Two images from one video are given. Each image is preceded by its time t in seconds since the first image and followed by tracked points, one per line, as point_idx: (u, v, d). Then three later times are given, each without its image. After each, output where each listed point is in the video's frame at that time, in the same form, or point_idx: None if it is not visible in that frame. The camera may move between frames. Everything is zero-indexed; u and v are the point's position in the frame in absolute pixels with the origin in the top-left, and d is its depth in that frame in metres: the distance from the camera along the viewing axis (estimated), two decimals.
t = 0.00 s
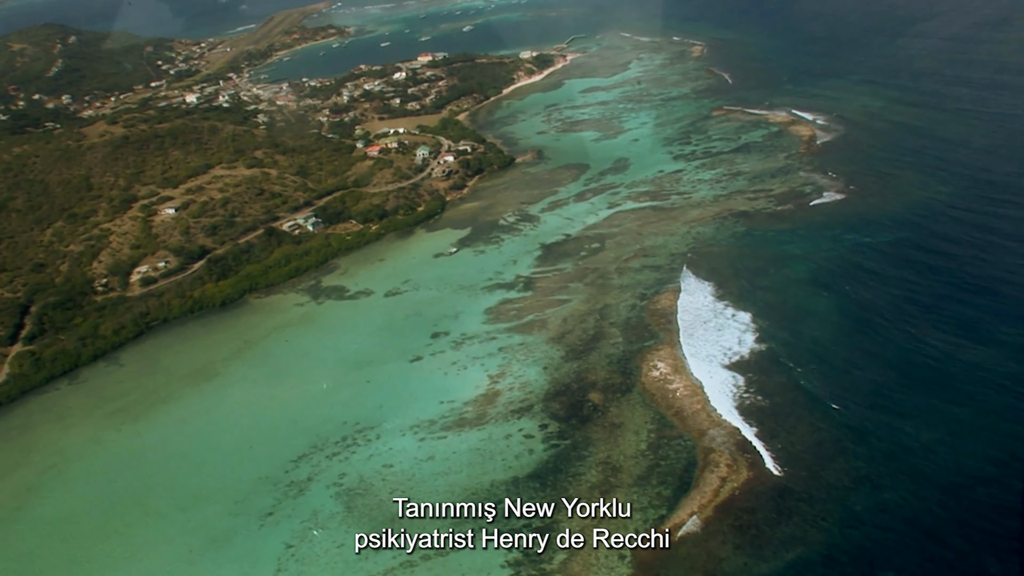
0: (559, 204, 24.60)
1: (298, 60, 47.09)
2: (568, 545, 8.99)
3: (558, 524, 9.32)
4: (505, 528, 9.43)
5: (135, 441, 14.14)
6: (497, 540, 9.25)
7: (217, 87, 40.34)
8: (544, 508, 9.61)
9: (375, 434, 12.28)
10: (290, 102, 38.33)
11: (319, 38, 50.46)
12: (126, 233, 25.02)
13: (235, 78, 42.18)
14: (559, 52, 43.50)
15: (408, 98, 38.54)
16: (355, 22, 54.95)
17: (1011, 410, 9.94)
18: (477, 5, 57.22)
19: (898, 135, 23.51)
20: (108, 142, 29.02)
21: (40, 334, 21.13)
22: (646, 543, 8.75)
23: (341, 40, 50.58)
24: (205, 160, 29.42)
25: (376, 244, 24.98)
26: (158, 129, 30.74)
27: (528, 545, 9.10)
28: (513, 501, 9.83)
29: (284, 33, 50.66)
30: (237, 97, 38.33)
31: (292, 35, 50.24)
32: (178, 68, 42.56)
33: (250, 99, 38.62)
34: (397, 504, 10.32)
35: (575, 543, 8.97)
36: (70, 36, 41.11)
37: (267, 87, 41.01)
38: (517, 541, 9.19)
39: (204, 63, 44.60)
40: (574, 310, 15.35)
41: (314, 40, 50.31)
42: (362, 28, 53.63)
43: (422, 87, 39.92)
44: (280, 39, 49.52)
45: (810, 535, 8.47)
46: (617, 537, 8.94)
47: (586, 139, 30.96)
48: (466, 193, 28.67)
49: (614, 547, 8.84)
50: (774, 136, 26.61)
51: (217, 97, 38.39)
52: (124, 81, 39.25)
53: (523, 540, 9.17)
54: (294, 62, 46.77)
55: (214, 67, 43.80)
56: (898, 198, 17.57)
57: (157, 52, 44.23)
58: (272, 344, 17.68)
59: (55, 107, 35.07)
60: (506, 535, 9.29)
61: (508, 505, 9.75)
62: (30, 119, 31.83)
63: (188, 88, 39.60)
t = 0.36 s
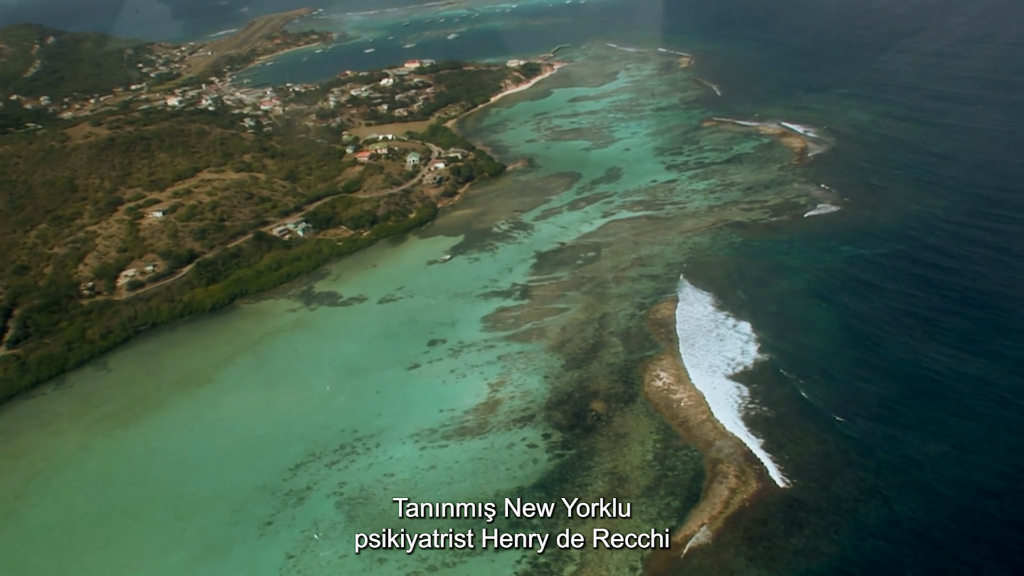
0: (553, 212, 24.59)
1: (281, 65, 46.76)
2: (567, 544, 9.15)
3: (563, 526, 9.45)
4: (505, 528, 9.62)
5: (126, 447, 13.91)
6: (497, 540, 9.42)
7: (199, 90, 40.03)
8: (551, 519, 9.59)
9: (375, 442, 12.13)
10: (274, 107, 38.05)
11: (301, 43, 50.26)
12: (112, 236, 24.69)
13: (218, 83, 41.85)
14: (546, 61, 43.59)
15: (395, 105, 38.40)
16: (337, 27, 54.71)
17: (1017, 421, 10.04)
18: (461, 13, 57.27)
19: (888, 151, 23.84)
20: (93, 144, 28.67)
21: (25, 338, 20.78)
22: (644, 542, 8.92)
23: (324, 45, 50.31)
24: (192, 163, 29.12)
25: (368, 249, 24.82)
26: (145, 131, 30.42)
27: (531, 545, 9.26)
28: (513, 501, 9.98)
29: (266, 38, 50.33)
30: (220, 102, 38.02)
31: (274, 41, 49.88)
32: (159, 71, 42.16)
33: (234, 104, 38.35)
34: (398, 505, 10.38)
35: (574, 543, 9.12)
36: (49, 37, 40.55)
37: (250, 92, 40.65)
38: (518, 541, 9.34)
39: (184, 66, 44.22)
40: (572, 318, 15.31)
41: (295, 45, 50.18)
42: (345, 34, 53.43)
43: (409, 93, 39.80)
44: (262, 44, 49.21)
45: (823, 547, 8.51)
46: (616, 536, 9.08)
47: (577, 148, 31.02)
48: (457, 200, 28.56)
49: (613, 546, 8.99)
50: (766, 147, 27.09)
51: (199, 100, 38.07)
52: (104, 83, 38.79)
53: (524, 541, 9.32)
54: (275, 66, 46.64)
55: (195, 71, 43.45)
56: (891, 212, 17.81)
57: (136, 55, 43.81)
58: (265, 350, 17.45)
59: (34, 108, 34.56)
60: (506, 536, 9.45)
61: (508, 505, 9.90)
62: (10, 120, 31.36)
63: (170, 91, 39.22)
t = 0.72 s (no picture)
0: (546, 218, 24.58)
1: (262, 71, 46.60)
2: (568, 543, 9.21)
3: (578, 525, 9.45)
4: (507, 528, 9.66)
5: (120, 456, 13.71)
6: (497, 540, 9.45)
7: (180, 95, 39.88)
8: (562, 527, 9.53)
9: (377, 450, 11.98)
10: (258, 112, 37.99)
11: (282, 49, 49.90)
12: (99, 240, 24.37)
13: (198, 88, 41.79)
14: (531, 68, 43.71)
15: (382, 110, 38.29)
16: (318, 34, 54.60)
17: None
18: (444, 19, 57.30)
19: (879, 162, 24.14)
20: (79, 147, 28.35)
21: (12, 344, 20.46)
22: (647, 541, 9.03)
23: (305, 51, 50.19)
24: (179, 167, 28.82)
25: (360, 255, 24.65)
26: (131, 135, 30.13)
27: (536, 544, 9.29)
28: (513, 501, 10.11)
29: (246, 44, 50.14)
30: (203, 106, 37.84)
31: (254, 46, 49.71)
32: (139, 76, 41.94)
33: (217, 109, 38.19)
34: (398, 505, 10.50)
35: (576, 542, 9.19)
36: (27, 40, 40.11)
37: (232, 97, 40.57)
38: (519, 541, 9.39)
39: (164, 72, 44.01)
40: (572, 325, 15.27)
41: (276, 52, 49.70)
42: (327, 40, 53.35)
43: (396, 99, 39.70)
44: (242, 50, 48.97)
45: (840, 555, 8.53)
46: (617, 536, 9.18)
47: (567, 154, 31.05)
48: (449, 206, 28.44)
49: (615, 545, 9.07)
50: (758, 154, 27.34)
51: (181, 104, 37.86)
52: (84, 87, 38.46)
53: (525, 540, 9.37)
54: (256, 74, 46.04)
55: (175, 76, 43.28)
56: (887, 222, 18.00)
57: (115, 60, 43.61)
58: (259, 357, 17.23)
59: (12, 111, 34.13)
60: (506, 535, 9.50)
61: (508, 505, 10.01)
62: None
63: (150, 96, 38.98)
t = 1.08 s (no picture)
0: (541, 225, 24.55)
1: (244, 77, 46.56)
2: (569, 544, 9.37)
3: (594, 556, 9.16)
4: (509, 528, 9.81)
5: (118, 467, 13.54)
6: (497, 540, 9.59)
7: (162, 101, 39.82)
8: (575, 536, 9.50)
9: (381, 459, 11.85)
10: (242, 119, 38.14)
11: (263, 57, 49.95)
12: (88, 247, 24.05)
13: (180, 94, 41.78)
14: (517, 75, 43.72)
15: (370, 117, 38.16)
16: (300, 41, 54.46)
17: None
18: (427, 25, 57.23)
19: (872, 171, 24.36)
20: (65, 153, 28.03)
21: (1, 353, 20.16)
22: (647, 540, 9.21)
23: (287, 58, 50.03)
24: (167, 173, 28.53)
25: (354, 262, 24.46)
26: (118, 140, 29.82)
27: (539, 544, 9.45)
28: (513, 501, 10.23)
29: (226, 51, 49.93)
30: (186, 113, 37.77)
31: (234, 53, 49.60)
32: (119, 83, 41.67)
33: (201, 115, 38.21)
34: (398, 504, 10.63)
35: (576, 543, 9.36)
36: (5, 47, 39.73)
37: (215, 103, 40.63)
38: (520, 541, 9.53)
39: (145, 78, 43.83)
40: (574, 332, 15.21)
41: (257, 59, 49.71)
42: (308, 47, 53.23)
43: (383, 105, 39.58)
44: (223, 57, 48.94)
45: (859, 563, 8.55)
46: (616, 536, 9.36)
47: (559, 161, 31.04)
48: (442, 213, 28.30)
49: (614, 545, 9.26)
50: (752, 161, 27.49)
51: (163, 110, 37.75)
52: (63, 93, 38.18)
53: (525, 540, 9.52)
54: (238, 81, 45.80)
55: (155, 83, 43.07)
56: (885, 229, 18.12)
57: (94, 66, 43.34)
58: (257, 365, 17.02)
59: None
60: (506, 536, 9.64)
61: (508, 505, 10.14)
62: None
63: (132, 103, 38.72)
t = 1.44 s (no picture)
0: (536, 228, 24.48)
1: (225, 80, 46.35)
2: (575, 544, 9.42)
3: (611, 561, 9.12)
4: (516, 528, 9.81)
5: (116, 473, 13.35)
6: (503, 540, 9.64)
7: (143, 103, 39.56)
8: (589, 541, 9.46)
9: (386, 464, 11.70)
10: (226, 120, 37.89)
11: (245, 59, 49.77)
12: (76, 250, 23.73)
13: (162, 96, 41.56)
14: (503, 78, 43.64)
15: (357, 119, 37.98)
16: (282, 44, 54.20)
17: None
18: (409, 28, 57.00)
19: (865, 174, 24.52)
20: (51, 155, 27.67)
21: None
22: (653, 540, 9.26)
23: (269, 61, 49.76)
24: (155, 175, 28.20)
25: (348, 264, 24.23)
26: (105, 141, 29.47)
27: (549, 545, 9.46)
28: (520, 506, 10.15)
29: (207, 54, 49.60)
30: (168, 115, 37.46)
31: (216, 56, 49.36)
32: (99, 84, 41.28)
33: (184, 117, 37.91)
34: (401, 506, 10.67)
35: (582, 542, 9.41)
36: None
37: (198, 105, 40.38)
38: (527, 541, 9.57)
39: (124, 80, 43.52)
40: (576, 334, 15.16)
41: (238, 61, 49.54)
42: (290, 50, 52.98)
43: (370, 107, 39.40)
44: (204, 59, 48.72)
45: (877, 567, 8.64)
46: (623, 536, 9.40)
47: (550, 164, 30.99)
48: (435, 215, 28.14)
49: (620, 545, 9.31)
50: (745, 164, 27.58)
51: (145, 112, 37.44)
52: (42, 94, 37.78)
53: (532, 539, 9.56)
54: (220, 84, 45.48)
55: (135, 84, 42.79)
56: (883, 232, 18.24)
57: (73, 68, 42.92)
58: (254, 369, 16.77)
59: None
60: (512, 535, 9.69)
61: (512, 510, 10.13)
62: None
63: (112, 104, 38.37)
